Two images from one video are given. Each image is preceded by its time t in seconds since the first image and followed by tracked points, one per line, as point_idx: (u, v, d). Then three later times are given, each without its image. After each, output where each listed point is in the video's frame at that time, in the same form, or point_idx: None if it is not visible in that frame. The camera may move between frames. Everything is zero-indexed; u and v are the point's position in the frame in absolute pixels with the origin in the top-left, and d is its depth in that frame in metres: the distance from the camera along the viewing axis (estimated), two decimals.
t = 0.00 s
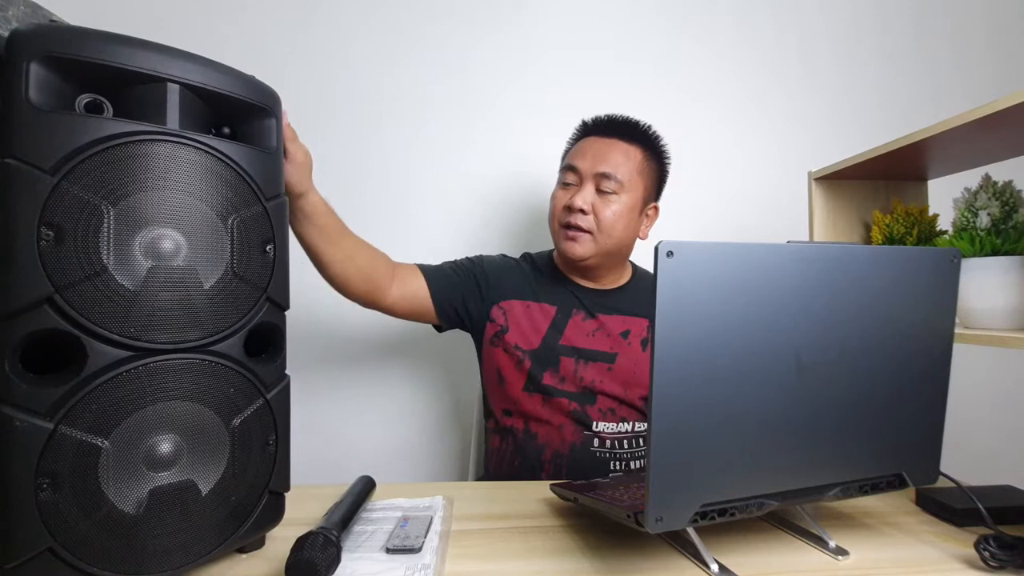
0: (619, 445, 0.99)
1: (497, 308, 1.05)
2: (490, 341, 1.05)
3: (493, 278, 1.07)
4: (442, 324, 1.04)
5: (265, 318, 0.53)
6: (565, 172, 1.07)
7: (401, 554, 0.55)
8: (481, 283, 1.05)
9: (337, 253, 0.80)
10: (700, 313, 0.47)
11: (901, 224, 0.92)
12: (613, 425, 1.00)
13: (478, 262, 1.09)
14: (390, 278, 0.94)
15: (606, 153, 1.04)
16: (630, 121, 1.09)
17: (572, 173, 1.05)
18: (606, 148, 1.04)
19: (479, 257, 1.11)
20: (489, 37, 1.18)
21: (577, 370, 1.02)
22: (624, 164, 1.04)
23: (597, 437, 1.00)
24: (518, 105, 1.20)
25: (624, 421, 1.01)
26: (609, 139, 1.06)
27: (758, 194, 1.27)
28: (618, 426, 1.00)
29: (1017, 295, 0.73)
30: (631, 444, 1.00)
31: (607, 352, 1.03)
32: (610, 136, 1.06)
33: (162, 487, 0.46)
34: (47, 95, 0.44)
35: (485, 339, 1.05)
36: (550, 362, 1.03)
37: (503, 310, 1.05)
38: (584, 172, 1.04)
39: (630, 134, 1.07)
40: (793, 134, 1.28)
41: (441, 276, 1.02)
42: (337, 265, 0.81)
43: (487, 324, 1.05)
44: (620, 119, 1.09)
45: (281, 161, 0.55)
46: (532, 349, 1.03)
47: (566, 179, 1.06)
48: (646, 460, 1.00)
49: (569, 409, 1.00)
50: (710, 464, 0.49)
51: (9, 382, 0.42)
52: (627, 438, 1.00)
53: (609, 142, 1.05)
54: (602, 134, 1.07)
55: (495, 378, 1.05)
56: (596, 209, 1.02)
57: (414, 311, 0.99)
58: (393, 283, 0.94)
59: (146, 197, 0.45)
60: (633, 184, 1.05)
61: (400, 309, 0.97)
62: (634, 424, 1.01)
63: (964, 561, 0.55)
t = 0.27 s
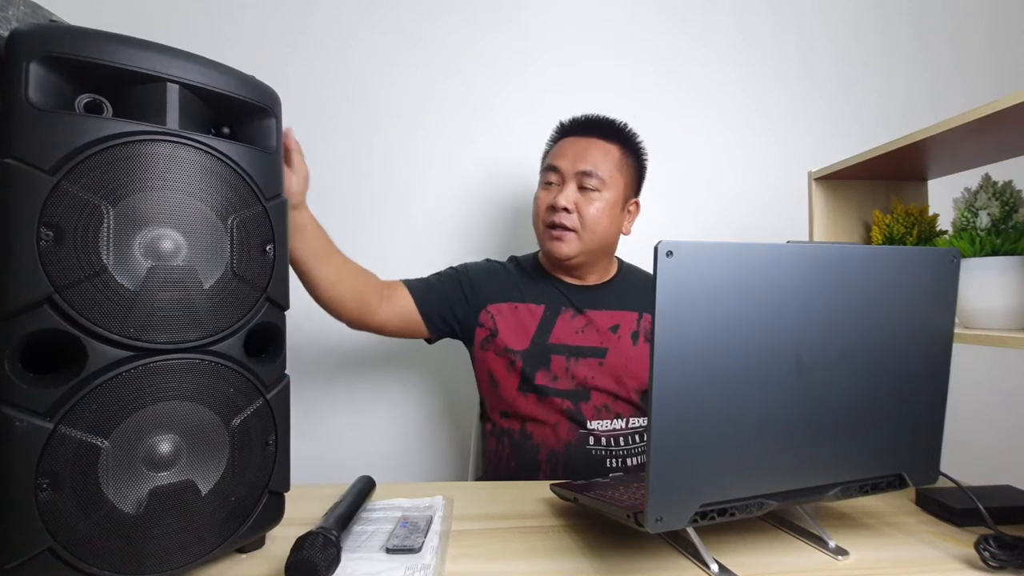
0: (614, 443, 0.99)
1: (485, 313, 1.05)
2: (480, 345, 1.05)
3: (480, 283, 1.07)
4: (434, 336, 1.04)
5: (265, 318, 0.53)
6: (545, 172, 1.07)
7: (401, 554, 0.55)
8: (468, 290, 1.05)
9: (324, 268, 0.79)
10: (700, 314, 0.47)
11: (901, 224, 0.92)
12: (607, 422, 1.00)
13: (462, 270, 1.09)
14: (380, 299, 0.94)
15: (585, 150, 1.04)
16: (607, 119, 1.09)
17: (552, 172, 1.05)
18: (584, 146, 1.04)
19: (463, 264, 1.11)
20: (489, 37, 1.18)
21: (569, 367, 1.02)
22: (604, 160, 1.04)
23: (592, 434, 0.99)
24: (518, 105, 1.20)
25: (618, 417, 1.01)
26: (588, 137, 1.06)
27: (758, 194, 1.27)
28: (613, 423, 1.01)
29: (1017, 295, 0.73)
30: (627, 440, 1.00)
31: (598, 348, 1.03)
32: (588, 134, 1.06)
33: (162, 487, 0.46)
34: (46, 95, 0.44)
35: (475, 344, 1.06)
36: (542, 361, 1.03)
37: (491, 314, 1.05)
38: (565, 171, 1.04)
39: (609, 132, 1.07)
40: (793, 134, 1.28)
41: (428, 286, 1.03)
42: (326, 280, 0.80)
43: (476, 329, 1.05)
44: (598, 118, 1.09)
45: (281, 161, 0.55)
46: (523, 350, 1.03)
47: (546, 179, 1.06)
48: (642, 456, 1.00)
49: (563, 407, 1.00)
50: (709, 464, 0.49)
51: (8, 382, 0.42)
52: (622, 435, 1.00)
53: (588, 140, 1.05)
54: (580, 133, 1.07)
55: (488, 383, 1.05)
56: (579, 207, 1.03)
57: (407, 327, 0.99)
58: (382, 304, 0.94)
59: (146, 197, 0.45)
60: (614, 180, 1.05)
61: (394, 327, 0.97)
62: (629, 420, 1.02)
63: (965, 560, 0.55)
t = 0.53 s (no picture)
0: (609, 441, 0.99)
1: (481, 304, 1.05)
2: (476, 338, 1.05)
3: (477, 279, 1.07)
4: (428, 324, 1.04)
5: (265, 318, 0.53)
6: (537, 179, 1.04)
7: (401, 554, 0.55)
8: (465, 281, 1.06)
9: (311, 229, 0.80)
10: (700, 313, 0.47)
11: (901, 224, 0.92)
12: (601, 421, 1.00)
13: (462, 261, 1.10)
14: (373, 266, 0.95)
15: (581, 154, 1.03)
16: (591, 120, 1.09)
17: (550, 179, 1.03)
18: (579, 150, 1.04)
19: (461, 258, 1.11)
20: (489, 37, 1.18)
21: (562, 365, 1.02)
22: (600, 161, 1.04)
23: (586, 433, 0.99)
24: (518, 105, 1.20)
25: (613, 416, 1.01)
26: (578, 138, 1.06)
27: (758, 194, 1.27)
28: (608, 421, 1.00)
29: (1017, 295, 0.72)
30: (622, 439, 0.99)
31: (591, 346, 1.03)
32: (580, 136, 1.06)
33: (162, 488, 0.46)
34: (47, 95, 0.44)
35: (470, 337, 1.06)
36: (537, 357, 1.03)
37: (486, 306, 1.05)
38: (563, 177, 1.02)
39: (596, 133, 1.07)
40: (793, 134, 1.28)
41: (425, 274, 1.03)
42: (314, 241, 0.81)
43: (472, 321, 1.05)
44: (581, 119, 1.08)
45: (281, 161, 0.55)
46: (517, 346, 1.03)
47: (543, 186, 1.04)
48: (638, 454, 1.00)
49: (557, 405, 1.00)
50: (709, 464, 0.49)
51: (8, 382, 0.42)
52: (617, 434, 1.00)
53: (579, 143, 1.05)
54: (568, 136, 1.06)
55: (483, 377, 1.05)
56: (584, 212, 1.03)
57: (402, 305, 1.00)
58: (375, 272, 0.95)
59: (146, 197, 0.45)
60: (609, 179, 1.05)
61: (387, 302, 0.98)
62: (624, 418, 1.01)
63: (965, 561, 0.55)
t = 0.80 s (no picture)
0: (611, 442, 0.99)
1: (479, 310, 1.06)
2: (476, 343, 1.05)
3: (474, 286, 1.08)
4: (428, 332, 1.05)
5: (265, 319, 0.53)
6: (535, 180, 1.04)
7: (401, 554, 0.55)
8: (462, 289, 1.06)
9: (306, 244, 0.79)
10: (700, 314, 0.47)
11: (901, 224, 0.92)
12: (604, 422, 1.00)
13: (458, 267, 1.10)
14: (369, 281, 0.95)
15: (575, 153, 1.04)
16: (580, 119, 1.09)
17: (547, 179, 1.03)
18: (573, 148, 1.04)
19: (457, 263, 1.12)
20: (489, 37, 1.18)
21: (563, 367, 1.02)
22: (594, 159, 1.05)
23: (589, 435, 0.99)
24: (518, 105, 1.20)
25: (615, 416, 1.01)
26: (571, 137, 1.06)
27: (758, 194, 1.27)
28: (610, 422, 1.00)
29: (1018, 295, 0.72)
30: (624, 439, 0.99)
31: (592, 348, 1.03)
32: (572, 135, 1.06)
33: (162, 487, 0.46)
34: (47, 95, 0.44)
35: (470, 342, 1.06)
36: (537, 361, 1.03)
37: (485, 312, 1.06)
38: (561, 176, 1.02)
39: (588, 133, 1.08)
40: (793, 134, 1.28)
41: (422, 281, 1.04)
42: (309, 256, 0.80)
43: (471, 328, 1.06)
44: (570, 119, 1.09)
45: (281, 161, 0.55)
46: (516, 350, 1.03)
47: (540, 187, 1.04)
48: (640, 454, 1.00)
49: (559, 408, 1.00)
50: (709, 464, 0.49)
51: (8, 381, 0.42)
52: (620, 434, 1.00)
53: (572, 142, 1.05)
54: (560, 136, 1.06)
55: (485, 382, 1.05)
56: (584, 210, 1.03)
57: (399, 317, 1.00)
58: (371, 287, 0.95)
59: (146, 197, 0.45)
60: (604, 175, 1.06)
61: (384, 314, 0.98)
62: (626, 418, 1.01)
63: (965, 560, 0.55)
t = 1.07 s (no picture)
0: (609, 442, 0.99)
1: (476, 312, 1.06)
2: (474, 345, 1.05)
3: (471, 287, 1.08)
4: (426, 334, 1.05)
5: (265, 318, 0.53)
6: (530, 180, 1.04)
7: (401, 554, 0.55)
8: (460, 291, 1.06)
9: (307, 250, 0.80)
10: (700, 314, 0.47)
11: (901, 224, 0.92)
12: (602, 422, 1.00)
13: (454, 269, 1.10)
14: (367, 284, 0.94)
15: (570, 153, 1.04)
16: (577, 119, 1.09)
17: (542, 179, 1.03)
18: (568, 148, 1.04)
19: (454, 266, 1.12)
20: (489, 37, 1.18)
21: (561, 368, 1.02)
22: (589, 160, 1.05)
23: (587, 435, 0.99)
24: (518, 105, 1.20)
25: (613, 416, 1.01)
26: (566, 138, 1.06)
27: (758, 194, 1.27)
28: (608, 422, 1.00)
29: (1018, 295, 0.72)
30: (622, 439, 0.99)
31: (589, 347, 1.03)
32: (567, 136, 1.06)
33: (162, 487, 0.46)
34: (47, 95, 0.44)
35: (468, 344, 1.06)
36: (535, 362, 1.03)
37: (482, 314, 1.06)
38: (556, 177, 1.02)
39: (584, 133, 1.07)
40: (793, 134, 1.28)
41: (419, 284, 1.04)
42: (309, 262, 0.80)
43: (469, 330, 1.06)
44: (566, 118, 1.08)
45: (281, 162, 0.55)
46: (514, 351, 1.03)
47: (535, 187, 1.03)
48: (638, 454, 1.00)
49: (557, 409, 1.00)
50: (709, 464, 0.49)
51: (8, 381, 0.42)
52: (618, 435, 1.00)
53: (567, 142, 1.05)
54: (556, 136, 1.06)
55: (483, 384, 1.05)
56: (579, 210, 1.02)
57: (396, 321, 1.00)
58: (369, 290, 0.95)
59: (146, 197, 0.45)
60: (600, 176, 1.06)
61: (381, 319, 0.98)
62: (624, 418, 1.01)
63: (964, 560, 0.55)
